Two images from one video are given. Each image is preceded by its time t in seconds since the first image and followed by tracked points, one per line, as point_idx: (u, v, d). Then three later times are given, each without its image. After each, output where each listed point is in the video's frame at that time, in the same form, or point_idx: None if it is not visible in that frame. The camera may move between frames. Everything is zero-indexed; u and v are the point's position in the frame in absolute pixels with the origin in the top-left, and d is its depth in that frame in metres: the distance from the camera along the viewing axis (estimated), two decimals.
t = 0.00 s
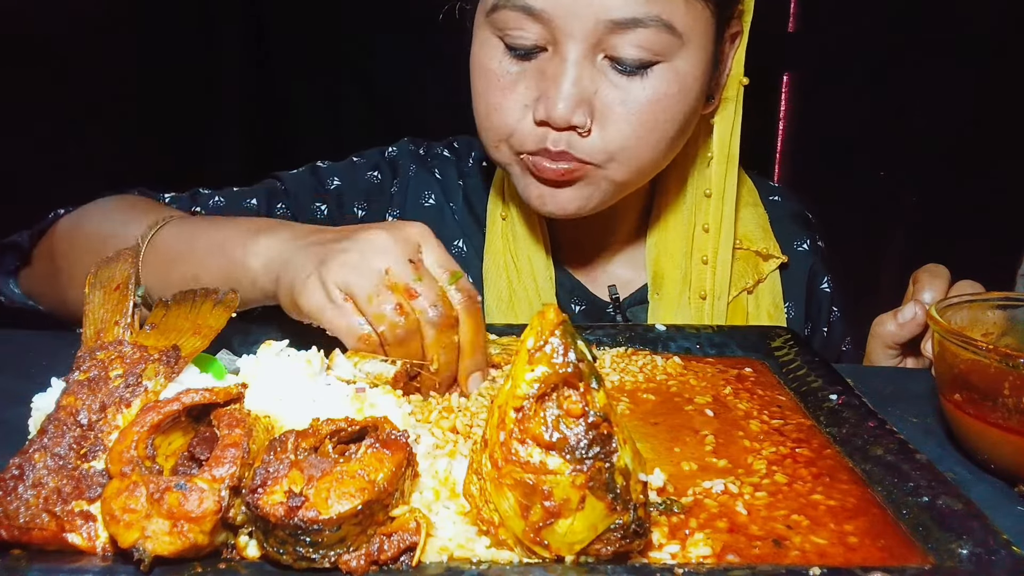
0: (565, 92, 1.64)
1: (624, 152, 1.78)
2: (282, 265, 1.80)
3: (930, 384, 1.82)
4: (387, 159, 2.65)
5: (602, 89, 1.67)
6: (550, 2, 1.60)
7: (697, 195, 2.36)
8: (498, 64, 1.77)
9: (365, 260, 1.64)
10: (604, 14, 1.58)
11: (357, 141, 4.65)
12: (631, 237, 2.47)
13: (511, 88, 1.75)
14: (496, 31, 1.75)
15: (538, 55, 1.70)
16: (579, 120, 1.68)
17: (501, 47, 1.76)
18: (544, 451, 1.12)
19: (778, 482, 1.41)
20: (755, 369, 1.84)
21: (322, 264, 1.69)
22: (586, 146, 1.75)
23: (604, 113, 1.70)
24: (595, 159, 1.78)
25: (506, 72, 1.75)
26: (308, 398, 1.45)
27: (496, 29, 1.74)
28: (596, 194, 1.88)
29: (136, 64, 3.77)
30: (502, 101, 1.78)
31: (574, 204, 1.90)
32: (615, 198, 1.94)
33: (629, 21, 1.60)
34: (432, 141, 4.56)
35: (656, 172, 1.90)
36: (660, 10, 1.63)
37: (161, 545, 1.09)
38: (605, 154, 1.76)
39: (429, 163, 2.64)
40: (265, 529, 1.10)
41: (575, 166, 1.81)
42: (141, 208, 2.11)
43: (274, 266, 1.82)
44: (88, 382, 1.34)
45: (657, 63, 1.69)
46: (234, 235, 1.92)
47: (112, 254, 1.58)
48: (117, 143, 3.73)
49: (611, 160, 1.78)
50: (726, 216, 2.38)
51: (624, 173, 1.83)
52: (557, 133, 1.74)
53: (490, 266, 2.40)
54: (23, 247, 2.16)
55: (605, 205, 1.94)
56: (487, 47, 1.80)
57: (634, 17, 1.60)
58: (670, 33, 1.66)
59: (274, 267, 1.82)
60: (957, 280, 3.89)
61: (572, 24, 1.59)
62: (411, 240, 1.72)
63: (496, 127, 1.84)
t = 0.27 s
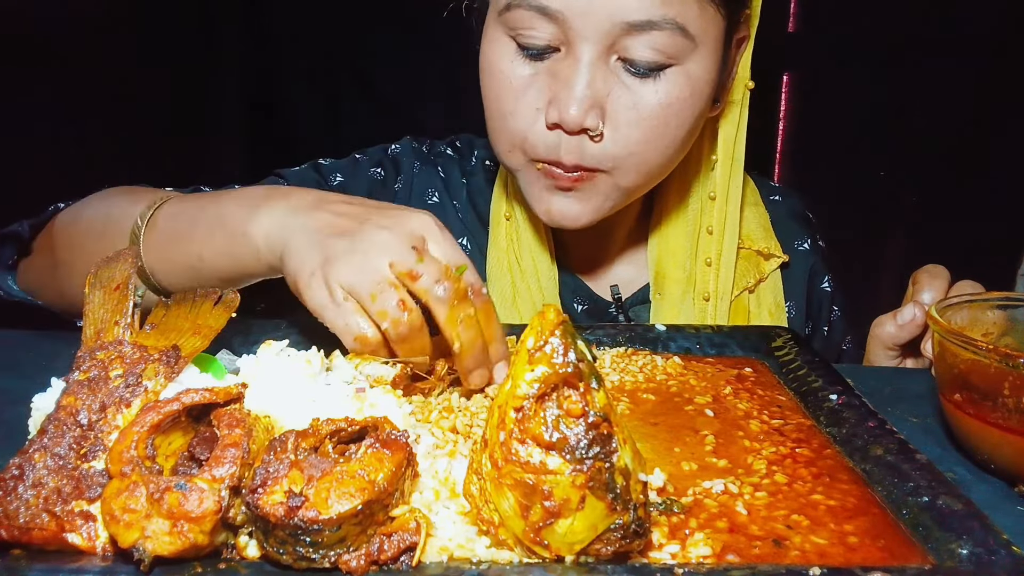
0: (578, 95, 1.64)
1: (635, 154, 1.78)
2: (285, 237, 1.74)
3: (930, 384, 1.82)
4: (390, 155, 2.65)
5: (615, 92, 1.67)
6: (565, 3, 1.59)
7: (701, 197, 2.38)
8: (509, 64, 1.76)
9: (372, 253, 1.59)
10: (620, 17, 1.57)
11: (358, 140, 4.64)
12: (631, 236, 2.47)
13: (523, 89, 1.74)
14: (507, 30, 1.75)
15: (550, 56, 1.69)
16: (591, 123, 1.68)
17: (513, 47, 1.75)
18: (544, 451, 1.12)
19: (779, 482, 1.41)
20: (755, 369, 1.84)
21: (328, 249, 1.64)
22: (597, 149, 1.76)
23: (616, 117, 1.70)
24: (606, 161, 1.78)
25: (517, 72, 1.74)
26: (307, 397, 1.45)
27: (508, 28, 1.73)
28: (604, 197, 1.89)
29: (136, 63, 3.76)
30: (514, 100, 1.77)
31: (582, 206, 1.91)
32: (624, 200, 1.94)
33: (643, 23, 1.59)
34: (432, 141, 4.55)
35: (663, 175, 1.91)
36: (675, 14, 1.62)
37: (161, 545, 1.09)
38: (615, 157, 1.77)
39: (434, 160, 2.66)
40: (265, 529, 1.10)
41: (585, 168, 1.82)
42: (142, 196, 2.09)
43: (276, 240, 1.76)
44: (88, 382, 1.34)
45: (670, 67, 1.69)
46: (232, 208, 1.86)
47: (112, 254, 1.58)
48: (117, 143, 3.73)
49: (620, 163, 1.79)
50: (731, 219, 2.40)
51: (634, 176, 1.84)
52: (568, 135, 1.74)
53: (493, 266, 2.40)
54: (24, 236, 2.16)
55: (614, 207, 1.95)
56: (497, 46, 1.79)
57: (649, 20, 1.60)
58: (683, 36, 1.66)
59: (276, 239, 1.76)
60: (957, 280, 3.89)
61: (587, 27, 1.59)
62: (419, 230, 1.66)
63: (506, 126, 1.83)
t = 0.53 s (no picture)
0: (578, 99, 1.63)
1: (633, 160, 1.78)
2: (279, 261, 1.73)
3: (930, 384, 1.82)
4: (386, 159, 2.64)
5: (615, 97, 1.66)
6: (566, 6, 1.59)
7: (703, 207, 2.37)
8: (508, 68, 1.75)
9: (363, 273, 1.57)
10: (622, 21, 1.58)
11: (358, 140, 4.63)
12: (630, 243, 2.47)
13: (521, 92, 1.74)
14: (506, 33, 1.74)
15: (549, 59, 1.69)
16: (592, 127, 1.66)
17: (512, 51, 1.74)
18: (544, 451, 1.12)
19: (779, 482, 1.41)
20: (755, 369, 1.84)
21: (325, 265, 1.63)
22: (596, 154, 1.74)
23: (616, 122, 1.69)
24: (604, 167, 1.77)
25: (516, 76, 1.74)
26: (307, 398, 1.45)
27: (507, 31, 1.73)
28: (601, 204, 1.87)
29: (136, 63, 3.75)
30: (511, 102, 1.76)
31: (579, 213, 1.89)
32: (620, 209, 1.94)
33: (645, 28, 1.60)
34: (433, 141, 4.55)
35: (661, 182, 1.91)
36: (678, 18, 1.63)
37: (161, 545, 1.09)
38: (614, 162, 1.76)
39: (430, 165, 2.65)
40: (265, 529, 1.10)
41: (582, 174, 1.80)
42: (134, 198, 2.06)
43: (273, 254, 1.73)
44: (88, 382, 1.34)
45: (672, 71, 1.70)
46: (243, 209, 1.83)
47: (112, 254, 1.58)
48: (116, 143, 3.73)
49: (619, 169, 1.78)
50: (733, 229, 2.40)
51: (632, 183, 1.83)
52: (567, 140, 1.73)
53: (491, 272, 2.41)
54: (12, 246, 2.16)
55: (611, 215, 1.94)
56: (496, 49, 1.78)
57: (651, 24, 1.60)
58: (686, 41, 1.66)
59: (270, 259, 1.74)
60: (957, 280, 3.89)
61: (588, 30, 1.59)
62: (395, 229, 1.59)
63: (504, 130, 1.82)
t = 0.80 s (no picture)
0: (572, 92, 1.62)
1: (630, 161, 1.75)
2: (276, 289, 1.62)
3: (930, 384, 1.82)
4: (379, 167, 2.65)
5: (611, 91, 1.65)
6: None
7: (707, 222, 2.37)
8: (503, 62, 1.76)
9: (384, 267, 1.48)
10: (619, 12, 1.58)
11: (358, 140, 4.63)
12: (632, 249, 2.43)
13: (515, 85, 1.73)
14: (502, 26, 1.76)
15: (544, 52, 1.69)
16: (587, 123, 1.64)
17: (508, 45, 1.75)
18: (544, 451, 1.12)
19: (779, 482, 1.41)
20: (755, 369, 1.84)
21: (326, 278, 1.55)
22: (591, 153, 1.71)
23: (612, 118, 1.67)
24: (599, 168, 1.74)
25: (510, 69, 1.74)
26: (308, 398, 1.45)
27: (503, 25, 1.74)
28: (595, 206, 1.83)
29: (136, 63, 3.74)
30: (505, 96, 1.75)
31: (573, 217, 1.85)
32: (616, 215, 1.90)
33: (643, 18, 1.60)
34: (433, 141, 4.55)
35: (658, 187, 1.87)
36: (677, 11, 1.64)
37: (161, 545, 1.09)
38: (609, 161, 1.73)
39: (422, 173, 2.66)
40: (265, 529, 1.10)
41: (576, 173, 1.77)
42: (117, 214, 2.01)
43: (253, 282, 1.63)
44: (88, 382, 1.34)
45: (670, 67, 1.70)
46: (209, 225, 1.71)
47: (113, 254, 1.58)
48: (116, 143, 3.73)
49: (614, 168, 1.75)
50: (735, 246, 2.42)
51: (627, 183, 1.80)
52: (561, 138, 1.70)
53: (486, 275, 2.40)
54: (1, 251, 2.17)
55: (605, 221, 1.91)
56: (491, 43, 1.79)
57: (649, 16, 1.60)
58: (685, 35, 1.67)
59: (266, 289, 1.63)
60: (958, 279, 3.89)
61: (585, 21, 1.59)
62: (383, 220, 1.47)
63: (497, 126, 1.81)
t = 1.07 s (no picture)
0: (511, 88, 1.62)
1: (564, 164, 1.71)
2: (319, 273, 1.71)
3: (930, 384, 1.82)
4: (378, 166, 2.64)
5: (552, 89, 1.64)
6: None
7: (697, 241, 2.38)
8: (459, 55, 1.79)
9: (427, 235, 1.60)
10: (560, 6, 1.59)
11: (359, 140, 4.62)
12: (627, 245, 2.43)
13: (466, 81, 1.75)
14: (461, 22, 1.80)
15: (496, 47, 1.72)
16: (522, 120, 1.63)
17: (466, 41, 1.79)
18: (544, 451, 1.12)
19: (779, 482, 1.41)
20: (755, 369, 1.84)
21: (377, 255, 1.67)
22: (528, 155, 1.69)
23: (549, 118, 1.66)
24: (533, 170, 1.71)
25: (464, 64, 1.77)
26: (308, 398, 1.45)
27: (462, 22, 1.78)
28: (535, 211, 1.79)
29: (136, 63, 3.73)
30: (457, 92, 1.78)
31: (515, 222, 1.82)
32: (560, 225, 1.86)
33: (587, 15, 1.60)
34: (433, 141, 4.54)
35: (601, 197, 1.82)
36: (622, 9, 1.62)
37: (161, 545, 1.09)
38: (545, 164, 1.70)
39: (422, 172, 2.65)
40: (265, 529, 1.10)
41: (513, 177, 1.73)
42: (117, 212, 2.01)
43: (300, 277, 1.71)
44: (88, 382, 1.34)
45: (615, 68, 1.68)
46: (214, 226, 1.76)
47: (113, 254, 1.58)
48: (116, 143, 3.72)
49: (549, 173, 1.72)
50: (728, 263, 2.41)
51: (564, 189, 1.75)
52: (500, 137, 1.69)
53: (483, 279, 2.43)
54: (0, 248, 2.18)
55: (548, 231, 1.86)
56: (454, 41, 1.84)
57: (592, 11, 1.59)
58: (632, 37, 1.66)
59: (307, 276, 1.71)
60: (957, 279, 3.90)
61: (528, 14, 1.61)
62: (421, 192, 1.59)
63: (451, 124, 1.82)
